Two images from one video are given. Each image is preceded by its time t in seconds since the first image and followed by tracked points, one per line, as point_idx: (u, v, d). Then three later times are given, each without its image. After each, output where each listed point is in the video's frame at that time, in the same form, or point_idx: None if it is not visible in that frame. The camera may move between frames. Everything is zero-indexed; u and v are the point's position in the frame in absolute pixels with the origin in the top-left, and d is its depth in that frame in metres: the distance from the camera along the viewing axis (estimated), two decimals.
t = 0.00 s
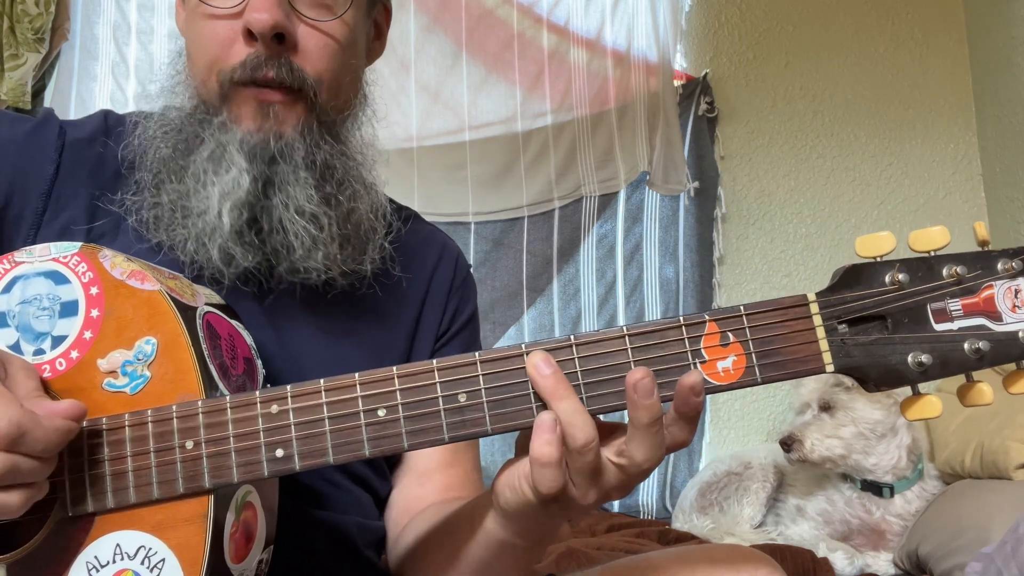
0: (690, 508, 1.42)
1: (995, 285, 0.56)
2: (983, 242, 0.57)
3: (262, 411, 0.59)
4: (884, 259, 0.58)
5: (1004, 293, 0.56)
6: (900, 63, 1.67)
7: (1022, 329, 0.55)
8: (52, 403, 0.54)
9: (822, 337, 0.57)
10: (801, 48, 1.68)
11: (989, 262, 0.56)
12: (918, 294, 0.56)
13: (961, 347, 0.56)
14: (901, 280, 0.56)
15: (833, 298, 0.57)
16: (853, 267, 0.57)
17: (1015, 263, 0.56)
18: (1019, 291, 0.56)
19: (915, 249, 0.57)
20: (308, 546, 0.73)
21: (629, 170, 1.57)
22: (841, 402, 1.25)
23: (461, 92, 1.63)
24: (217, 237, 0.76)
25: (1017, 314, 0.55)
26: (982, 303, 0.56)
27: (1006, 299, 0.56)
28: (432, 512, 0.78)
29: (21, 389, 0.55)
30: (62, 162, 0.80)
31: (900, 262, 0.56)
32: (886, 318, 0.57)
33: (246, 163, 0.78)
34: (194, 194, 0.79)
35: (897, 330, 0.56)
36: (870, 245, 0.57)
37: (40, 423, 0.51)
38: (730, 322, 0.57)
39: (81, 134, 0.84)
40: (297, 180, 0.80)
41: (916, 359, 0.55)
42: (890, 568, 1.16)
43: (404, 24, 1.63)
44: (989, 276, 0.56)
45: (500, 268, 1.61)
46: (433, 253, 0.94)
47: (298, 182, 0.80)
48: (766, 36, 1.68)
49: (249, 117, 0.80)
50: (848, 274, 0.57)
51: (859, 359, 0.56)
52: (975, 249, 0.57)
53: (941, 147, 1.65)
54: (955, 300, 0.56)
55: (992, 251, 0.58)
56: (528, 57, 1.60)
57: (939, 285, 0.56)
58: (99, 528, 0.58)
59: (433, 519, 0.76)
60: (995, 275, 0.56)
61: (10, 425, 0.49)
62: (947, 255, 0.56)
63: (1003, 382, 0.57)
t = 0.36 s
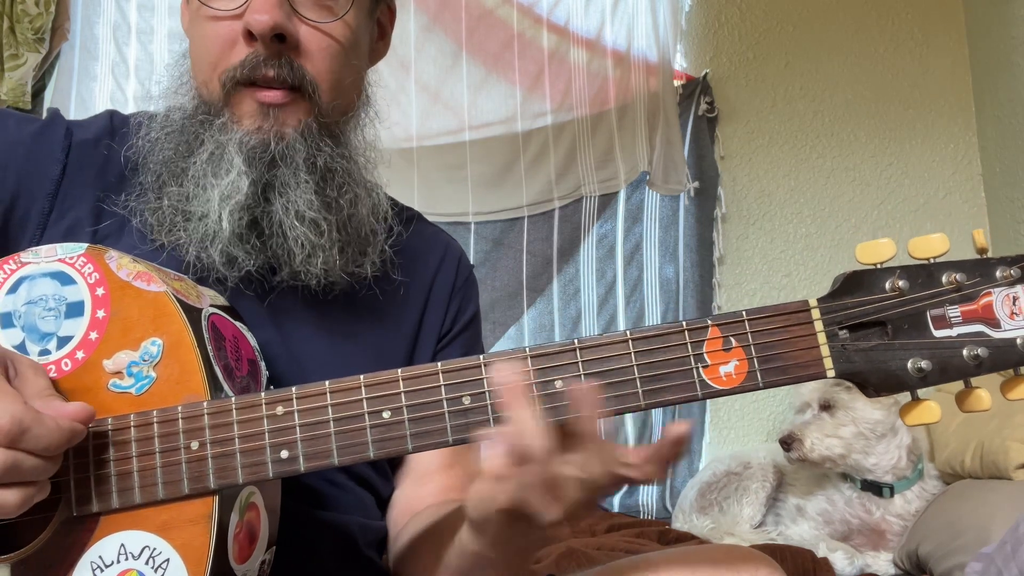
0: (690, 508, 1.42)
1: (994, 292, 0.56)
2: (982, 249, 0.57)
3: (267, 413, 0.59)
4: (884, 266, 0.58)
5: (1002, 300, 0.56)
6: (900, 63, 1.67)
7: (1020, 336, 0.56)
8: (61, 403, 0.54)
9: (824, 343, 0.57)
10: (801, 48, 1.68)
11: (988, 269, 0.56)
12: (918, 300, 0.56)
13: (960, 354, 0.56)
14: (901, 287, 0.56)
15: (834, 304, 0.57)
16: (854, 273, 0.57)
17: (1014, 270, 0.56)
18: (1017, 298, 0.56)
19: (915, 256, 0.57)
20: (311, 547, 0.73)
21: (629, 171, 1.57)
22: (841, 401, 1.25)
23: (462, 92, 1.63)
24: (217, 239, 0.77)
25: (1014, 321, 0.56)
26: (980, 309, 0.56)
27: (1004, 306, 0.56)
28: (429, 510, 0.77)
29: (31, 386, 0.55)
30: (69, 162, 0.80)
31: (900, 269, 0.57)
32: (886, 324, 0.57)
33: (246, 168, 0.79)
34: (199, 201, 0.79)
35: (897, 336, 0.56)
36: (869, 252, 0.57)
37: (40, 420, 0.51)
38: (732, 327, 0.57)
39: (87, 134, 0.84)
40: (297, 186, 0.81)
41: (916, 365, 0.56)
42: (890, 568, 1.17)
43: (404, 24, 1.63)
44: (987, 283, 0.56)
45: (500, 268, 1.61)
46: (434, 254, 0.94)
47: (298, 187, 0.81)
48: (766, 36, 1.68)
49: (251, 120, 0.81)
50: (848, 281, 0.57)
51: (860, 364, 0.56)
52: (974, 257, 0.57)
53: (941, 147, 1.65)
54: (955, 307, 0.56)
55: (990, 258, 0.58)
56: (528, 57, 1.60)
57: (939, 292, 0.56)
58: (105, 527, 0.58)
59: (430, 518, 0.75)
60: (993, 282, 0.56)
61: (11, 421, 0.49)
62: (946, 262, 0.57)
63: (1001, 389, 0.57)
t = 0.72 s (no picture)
0: (690, 508, 1.43)
1: (987, 290, 0.56)
2: (976, 248, 0.57)
3: (267, 411, 0.59)
4: (879, 264, 0.58)
5: (996, 298, 0.56)
6: (899, 63, 1.67)
7: (1013, 334, 0.56)
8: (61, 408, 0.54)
9: (819, 340, 0.57)
10: (801, 48, 1.68)
11: (982, 267, 0.56)
12: (912, 298, 0.56)
13: (954, 351, 0.56)
14: (895, 285, 0.56)
15: (830, 302, 0.57)
16: (849, 272, 0.57)
17: (1007, 268, 0.56)
18: (1011, 296, 0.56)
19: (909, 254, 0.57)
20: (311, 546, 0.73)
21: (629, 171, 1.57)
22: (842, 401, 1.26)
23: (462, 92, 1.63)
24: (219, 244, 0.77)
25: (1008, 319, 0.56)
26: (974, 307, 0.56)
27: (998, 304, 0.56)
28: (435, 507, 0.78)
29: (30, 391, 0.54)
30: (68, 162, 0.80)
31: (894, 268, 0.57)
32: (881, 322, 0.57)
33: (247, 172, 0.79)
34: (197, 203, 0.79)
35: (891, 334, 0.57)
36: (863, 251, 0.57)
37: (40, 426, 0.50)
38: (730, 325, 0.58)
39: (86, 135, 0.84)
40: (297, 190, 0.81)
41: (911, 362, 0.56)
42: (890, 568, 1.17)
43: (404, 24, 1.63)
44: (980, 281, 0.56)
45: (500, 268, 1.61)
46: (432, 255, 0.94)
47: (300, 193, 0.81)
48: (765, 37, 1.68)
49: (250, 123, 0.80)
50: (844, 279, 0.57)
51: (856, 362, 0.56)
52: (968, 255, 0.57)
53: (941, 147, 1.65)
54: (949, 305, 0.56)
55: (984, 257, 0.58)
56: (528, 58, 1.60)
57: (933, 290, 0.56)
58: (106, 526, 0.58)
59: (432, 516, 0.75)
60: (987, 281, 0.56)
61: (11, 427, 0.48)
62: (940, 261, 0.57)
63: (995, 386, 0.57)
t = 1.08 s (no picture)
0: (690, 509, 1.44)
1: (993, 292, 0.56)
2: (982, 249, 0.57)
3: (267, 413, 0.59)
4: (884, 266, 0.58)
5: (1002, 300, 0.56)
6: (899, 63, 1.67)
7: (1019, 336, 0.56)
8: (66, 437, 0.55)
9: (823, 342, 0.57)
10: (800, 49, 1.68)
11: (988, 269, 0.56)
12: (917, 301, 0.56)
13: (959, 353, 0.56)
14: (900, 287, 0.56)
15: (834, 304, 0.57)
16: (853, 273, 0.57)
17: (1013, 269, 0.56)
18: (1016, 298, 0.56)
19: (914, 256, 0.57)
20: (311, 547, 0.73)
21: (629, 171, 1.57)
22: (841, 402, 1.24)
23: (461, 92, 1.63)
24: (215, 243, 0.76)
25: (1013, 321, 0.56)
26: (980, 309, 0.56)
27: (1003, 306, 0.56)
28: (454, 515, 0.75)
29: (31, 416, 0.54)
30: (68, 160, 0.80)
31: (900, 269, 0.57)
32: (886, 324, 0.57)
33: (242, 172, 0.79)
34: (193, 203, 0.79)
35: (896, 336, 0.57)
36: (868, 251, 0.57)
37: (49, 461, 0.51)
38: (731, 327, 0.57)
39: (85, 133, 0.84)
40: (292, 190, 0.81)
41: (916, 365, 0.56)
42: (890, 568, 1.17)
43: (404, 24, 1.63)
44: (987, 283, 0.56)
45: (500, 268, 1.61)
46: (428, 251, 0.94)
47: (295, 191, 0.81)
48: (765, 37, 1.68)
49: (244, 122, 0.80)
50: (848, 281, 0.57)
51: (860, 364, 0.56)
52: (974, 256, 0.57)
53: (942, 147, 1.65)
54: (954, 307, 0.56)
55: (990, 257, 0.58)
56: (528, 58, 1.60)
57: (939, 291, 0.56)
58: (105, 527, 0.58)
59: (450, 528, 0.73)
60: (993, 283, 0.56)
61: (22, 463, 0.49)
62: (946, 262, 0.57)
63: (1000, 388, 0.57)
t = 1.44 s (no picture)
0: (690, 509, 1.44)
1: (988, 289, 0.56)
2: (977, 246, 0.57)
3: (267, 411, 0.59)
4: (880, 263, 0.58)
5: (997, 297, 0.56)
6: (899, 64, 1.67)
7: (1014, 332, 0.56)
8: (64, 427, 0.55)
9: (820, 339, 0.57)
10: (801, 48, 1.68)
11: (983, 266, 0.56)
12: (913, 297, 0.56)
13: (954, 350, 0.56)
14: (896, 284, 0.56)
15: (830, 301, 0.57)
16: (850, 270, 0.57)
17: (1009, 266, 0.56)
18: (1011, 295, 0.56)
19: (910, 252, 0.57)
20: (311, 545, 0.73)
21: (629, 171, 1.57)
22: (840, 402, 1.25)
23: (461, 92, 1.63)
24: (218, 232, 0.76)
25: (1009, 318, 0.56)
26: (976, 306, 0.56)
27: (999, 302, 0.56)
28: (464, 508, 0.76)
29: (26, 412, 0.54)
30: (66, 160, 0.80)
31: (895, 265, 0.57)
32: (881, 320, 0.57)
33: (244, 163, 0.79)
34: (195, 194, 0.79)
35: (892, 333, 0.56)
36: (865, 249, 0.57)
37: (59, 451, 0.51)
38: (730, 324, 0.57)
39: (85, 133, 0.84)
40: (295, 182, 0.81)
41: (912, 361, 0.56)
42: (890, 568, 1.17)
43: (404, 24, 1.63)
44: (982, 279, 0.56)
45: (500, 268, 1.61)
46: (429, 246, 0.95)
47: (296, 181, 0.81)
48: (765, 37, 1.68)
49: (245, 114, 0.80)
50: (844, 278, 0.57)
51: (857, 361, 0.56)
52: (969, 253, 0.57)
53: (942, 147, 1.65)
54: (949, 303, 0.56)
55: (985, 255, 0.57)
56: (528, 58, 1.60)
57: (934, 288, 0.57)
58: (104, 527, 0.58)
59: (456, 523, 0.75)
60: (987, 280, 0.56)
61: (35, 457, 0.49)
62: (941, 259, 0.57)
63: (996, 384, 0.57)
